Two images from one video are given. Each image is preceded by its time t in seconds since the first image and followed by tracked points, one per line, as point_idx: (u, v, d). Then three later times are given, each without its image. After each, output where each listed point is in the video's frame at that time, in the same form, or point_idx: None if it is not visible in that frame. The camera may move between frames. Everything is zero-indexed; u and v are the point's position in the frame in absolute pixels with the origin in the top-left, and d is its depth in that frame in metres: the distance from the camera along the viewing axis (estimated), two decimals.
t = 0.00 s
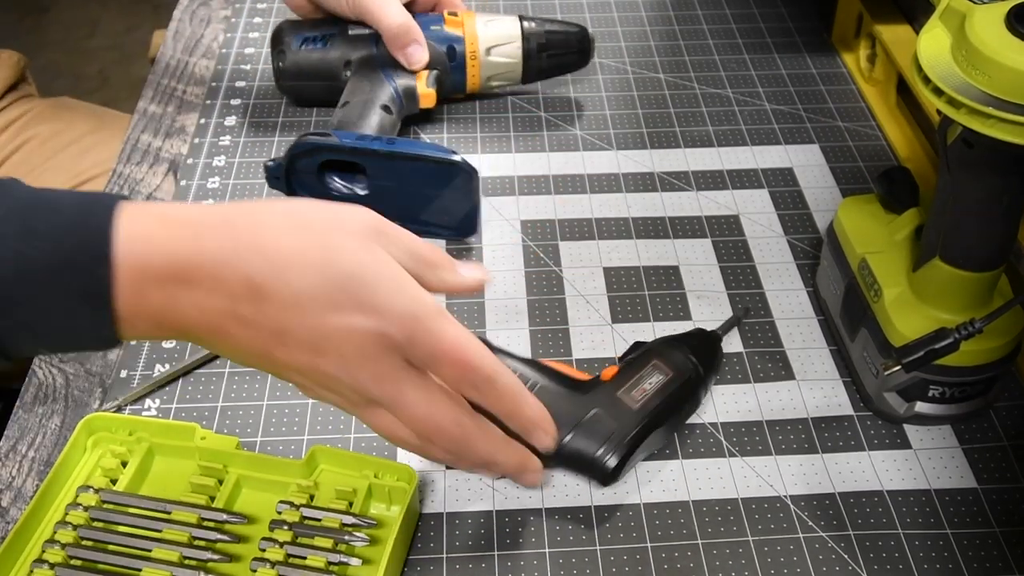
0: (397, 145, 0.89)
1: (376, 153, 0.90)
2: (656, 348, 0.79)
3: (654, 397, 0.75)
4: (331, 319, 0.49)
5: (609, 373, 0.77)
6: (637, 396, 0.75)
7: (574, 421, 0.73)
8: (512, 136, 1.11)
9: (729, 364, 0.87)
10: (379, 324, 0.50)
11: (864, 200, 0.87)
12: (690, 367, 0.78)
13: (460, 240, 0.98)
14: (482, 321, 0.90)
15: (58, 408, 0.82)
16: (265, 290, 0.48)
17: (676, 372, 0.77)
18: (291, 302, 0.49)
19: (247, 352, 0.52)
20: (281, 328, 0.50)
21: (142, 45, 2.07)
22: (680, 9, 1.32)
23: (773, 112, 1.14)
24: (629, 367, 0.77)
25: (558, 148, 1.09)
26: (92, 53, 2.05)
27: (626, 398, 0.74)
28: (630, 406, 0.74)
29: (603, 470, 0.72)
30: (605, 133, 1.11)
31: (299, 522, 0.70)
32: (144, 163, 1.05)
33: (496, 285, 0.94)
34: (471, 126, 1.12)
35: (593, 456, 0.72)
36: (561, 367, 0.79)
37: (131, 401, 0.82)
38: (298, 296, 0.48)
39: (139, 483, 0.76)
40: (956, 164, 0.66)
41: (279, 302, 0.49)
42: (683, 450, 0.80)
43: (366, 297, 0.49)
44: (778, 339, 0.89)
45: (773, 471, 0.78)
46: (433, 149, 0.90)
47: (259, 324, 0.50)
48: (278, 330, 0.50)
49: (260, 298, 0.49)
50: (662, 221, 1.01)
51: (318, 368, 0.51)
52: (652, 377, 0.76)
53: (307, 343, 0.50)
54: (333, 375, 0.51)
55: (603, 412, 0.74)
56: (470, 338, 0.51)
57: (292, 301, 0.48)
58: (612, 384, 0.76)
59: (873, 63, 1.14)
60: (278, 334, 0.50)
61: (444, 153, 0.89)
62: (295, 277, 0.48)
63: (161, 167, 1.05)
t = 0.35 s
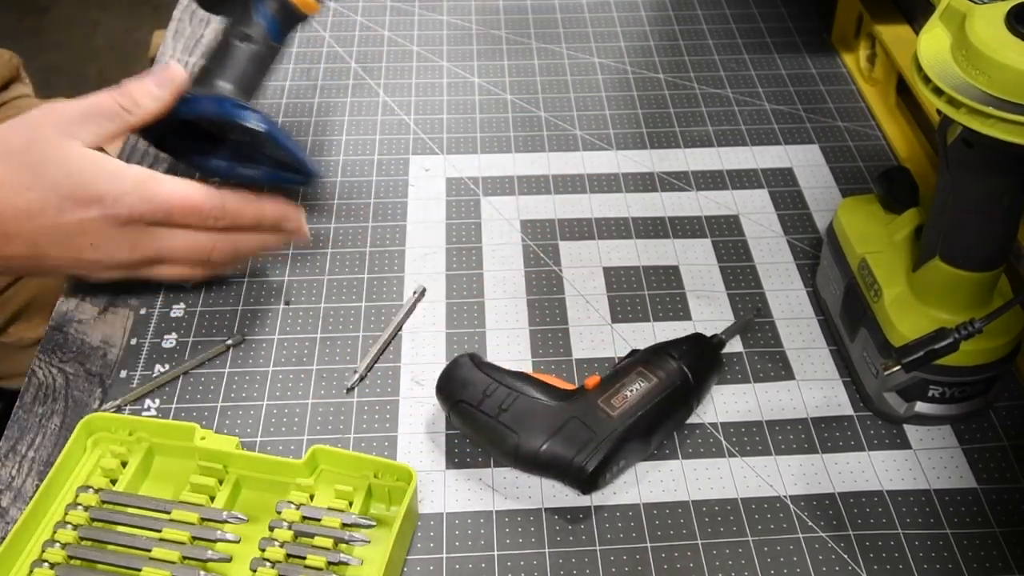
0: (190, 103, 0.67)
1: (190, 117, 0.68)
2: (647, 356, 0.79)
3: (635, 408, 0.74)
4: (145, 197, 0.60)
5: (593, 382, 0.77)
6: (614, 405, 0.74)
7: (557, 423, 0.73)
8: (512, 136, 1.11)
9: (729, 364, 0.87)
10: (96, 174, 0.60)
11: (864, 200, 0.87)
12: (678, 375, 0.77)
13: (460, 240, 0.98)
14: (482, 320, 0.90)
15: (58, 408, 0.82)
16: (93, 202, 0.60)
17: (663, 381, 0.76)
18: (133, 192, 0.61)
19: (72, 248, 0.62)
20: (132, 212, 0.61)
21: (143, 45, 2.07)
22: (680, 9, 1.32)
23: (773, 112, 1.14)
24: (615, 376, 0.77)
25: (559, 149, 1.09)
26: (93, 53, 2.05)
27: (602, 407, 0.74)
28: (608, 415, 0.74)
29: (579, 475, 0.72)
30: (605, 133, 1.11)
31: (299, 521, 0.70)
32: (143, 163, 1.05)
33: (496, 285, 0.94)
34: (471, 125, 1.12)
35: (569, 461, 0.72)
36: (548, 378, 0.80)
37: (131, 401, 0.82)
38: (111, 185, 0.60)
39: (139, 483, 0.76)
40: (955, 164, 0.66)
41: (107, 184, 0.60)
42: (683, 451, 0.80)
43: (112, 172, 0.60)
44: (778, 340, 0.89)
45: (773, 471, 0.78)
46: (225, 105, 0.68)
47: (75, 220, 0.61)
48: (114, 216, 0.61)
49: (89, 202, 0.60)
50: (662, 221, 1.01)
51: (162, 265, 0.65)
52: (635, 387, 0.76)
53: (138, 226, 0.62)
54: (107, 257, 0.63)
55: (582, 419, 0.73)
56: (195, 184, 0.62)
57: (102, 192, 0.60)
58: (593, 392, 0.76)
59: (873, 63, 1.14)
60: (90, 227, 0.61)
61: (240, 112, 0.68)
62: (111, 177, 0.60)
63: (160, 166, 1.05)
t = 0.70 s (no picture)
0: (90, 222, 0.65)
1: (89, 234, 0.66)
2: (649, 360, 0.78)
3: (636, 411, 0.74)
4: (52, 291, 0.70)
5: (593, 383, 0.77)
6: (616, 410, 0.74)
7: (560, 425, 0.73)
8: (512, 136, 1.11)
9: (729, 364, 0.87)
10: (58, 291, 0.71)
11: (864, 200, 0.87)
12: (679, 377, 0.77)
13: (460, 239, 0.98)
14: (482, 320, 0.90)
15: (58, 408, 0.82)
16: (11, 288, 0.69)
17: (664, 382, 0.76)
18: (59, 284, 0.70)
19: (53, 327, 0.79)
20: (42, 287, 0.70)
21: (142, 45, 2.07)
22: (680, 9, 1.32)
23: (773, 112, 1.14)
24: (614, 379, 0.77)
25: (558, 148, 1.09)
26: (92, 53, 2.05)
27: (605, 410, 0.74)
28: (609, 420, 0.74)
29: (581, 476, 0.72)
30: (605, 133, 1.11)
31: (299, 521, 0.70)
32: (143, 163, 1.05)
33: (496, 285, 0.94)
34: (471, 125, 1.12)
35: (569, 463, 0.72)
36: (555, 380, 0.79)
37: (131, 401, 0.83)
38: (26, 282, 0.69)
39: (139, 483, 0.76)
40: (956, 164, 0.66)
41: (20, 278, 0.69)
42: (684, 450, 0.80)
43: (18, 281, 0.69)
44: (778, 340, 0.89)
45: (772, 471, 0.78)
46: (134, 238, 0.66)
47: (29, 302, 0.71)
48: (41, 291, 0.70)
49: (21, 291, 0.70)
50: (662, 221, 1.01)
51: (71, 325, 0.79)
52: (634, 389, 0.76)
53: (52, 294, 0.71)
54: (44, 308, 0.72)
55: (582, 422, 0.73)
56: (108, 289, 0.71)
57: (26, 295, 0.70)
58: (593, 395, 0.76)
59: (873, 63, 1.14)
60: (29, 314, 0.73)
61: (146, 247, 0.66)
62: (20, 277, 0.69)
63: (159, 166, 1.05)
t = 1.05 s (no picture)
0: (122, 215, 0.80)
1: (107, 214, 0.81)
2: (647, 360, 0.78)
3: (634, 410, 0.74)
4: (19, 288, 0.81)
5: (593, 383, 0.77)
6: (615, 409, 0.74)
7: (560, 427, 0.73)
8: (512, 136, 1.11)
9: (729, 364, 0.87)
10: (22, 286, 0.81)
11: (863, 201, 0.87)
12: (679, 377, 0.77)
13: (460, 240, 0.98)
14: (482, 320, 0.90)
15: (58, 408, 0.82)
16: None
17: (663, 382, 0.76)
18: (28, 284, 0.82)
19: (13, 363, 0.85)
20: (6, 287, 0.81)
21: (143, 45, 2.07)
22: (680, 9, 1.32)
23: (773, 112, 1.14)
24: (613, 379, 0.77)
25: (558, 148, 1.09)
26: (93, 53, 2.05)
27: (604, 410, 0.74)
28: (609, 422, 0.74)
29: (581, 476, 0.72)
30: (604, 133, 1.11)
31: (299, 521, 0.70)
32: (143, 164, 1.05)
33: (496, 285, 0.94)
34: (470, 125, 1.12)
35: (569, 464, 0.72)
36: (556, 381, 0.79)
37: (131, 401, 0.82)
38: None
39: (139, 483, 0.76)
40: (956, 164, 0.66)
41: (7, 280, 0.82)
42: (684, 451, 0.80)
43: None
44: (778, 340, 0.89)
45: (772, 471, 0.78)
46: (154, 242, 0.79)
47: None
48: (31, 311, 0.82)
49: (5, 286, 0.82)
50: (662, 221, 1.01)
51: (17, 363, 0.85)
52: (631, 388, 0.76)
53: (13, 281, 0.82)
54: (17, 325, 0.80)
55: (582, 422, 0.73)
56: (65, 293, 0.81)
57: None
58: (592, 395, 0.76)
59: (873, 63, 1.14)
60: None
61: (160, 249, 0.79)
62: None
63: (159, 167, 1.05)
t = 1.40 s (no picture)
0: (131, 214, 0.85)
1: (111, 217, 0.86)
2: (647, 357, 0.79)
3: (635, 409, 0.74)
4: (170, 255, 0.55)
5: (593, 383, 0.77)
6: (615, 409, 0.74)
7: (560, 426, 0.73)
8: (512, 136, 1.11)
9: (729, 364, 0.87)
10: (270, 277, 0.46)
11: (864, 200, 0.87)
12: (679, 377, 0.77)
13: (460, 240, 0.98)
14: (482, 320, 0.90)
15: (58, 407, 0.82)
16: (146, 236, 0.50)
17: (663, 382, 0.76)
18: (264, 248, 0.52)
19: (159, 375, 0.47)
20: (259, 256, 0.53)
21: (143, 45, 2.07)
22: (680, 8, 1.32)
23: (773, 112, 1.14)
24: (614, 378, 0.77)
25: (558, 148, 1.09)
26: (92, 53, 2.05)
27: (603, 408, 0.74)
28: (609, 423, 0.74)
29: (580, 477, 0.72)
30: (605, 133, 1.11)
31: (299, 521, 0.71)
32: (143, 163, 1.05)
33: (495, 285, 0.94)
34: (470, 125, 1.12)
35: (569, 463, 0.72)
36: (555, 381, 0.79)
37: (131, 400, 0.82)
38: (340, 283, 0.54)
39: (139, 482, 0.76)
40: (956, 164, 0.66)
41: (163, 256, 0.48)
42: (683, 450, 0.80)
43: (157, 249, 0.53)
44: (778, 340, 0.89)
45: (772, 471, 0.78)
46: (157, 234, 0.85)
47: (88, 280, 0.46)
48: None
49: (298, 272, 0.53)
50: (662, 221, 1.01)
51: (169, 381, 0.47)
52: (633, 388, 0.76)
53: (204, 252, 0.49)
54: None
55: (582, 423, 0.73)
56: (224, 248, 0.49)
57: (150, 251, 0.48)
58: (592, 395, 0.76)
59: (873, 63, 1.14)
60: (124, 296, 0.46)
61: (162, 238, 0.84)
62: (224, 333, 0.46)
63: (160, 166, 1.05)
